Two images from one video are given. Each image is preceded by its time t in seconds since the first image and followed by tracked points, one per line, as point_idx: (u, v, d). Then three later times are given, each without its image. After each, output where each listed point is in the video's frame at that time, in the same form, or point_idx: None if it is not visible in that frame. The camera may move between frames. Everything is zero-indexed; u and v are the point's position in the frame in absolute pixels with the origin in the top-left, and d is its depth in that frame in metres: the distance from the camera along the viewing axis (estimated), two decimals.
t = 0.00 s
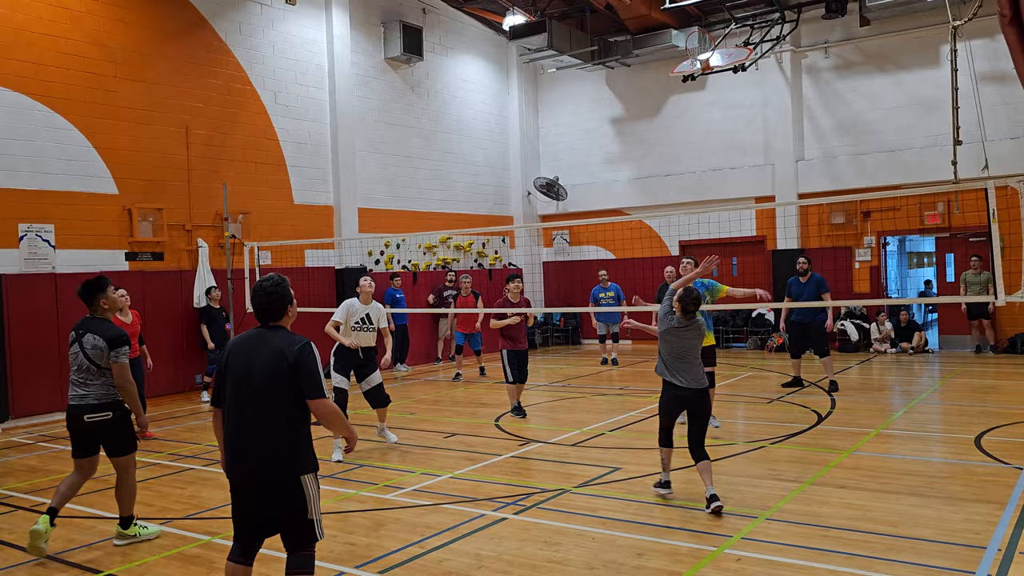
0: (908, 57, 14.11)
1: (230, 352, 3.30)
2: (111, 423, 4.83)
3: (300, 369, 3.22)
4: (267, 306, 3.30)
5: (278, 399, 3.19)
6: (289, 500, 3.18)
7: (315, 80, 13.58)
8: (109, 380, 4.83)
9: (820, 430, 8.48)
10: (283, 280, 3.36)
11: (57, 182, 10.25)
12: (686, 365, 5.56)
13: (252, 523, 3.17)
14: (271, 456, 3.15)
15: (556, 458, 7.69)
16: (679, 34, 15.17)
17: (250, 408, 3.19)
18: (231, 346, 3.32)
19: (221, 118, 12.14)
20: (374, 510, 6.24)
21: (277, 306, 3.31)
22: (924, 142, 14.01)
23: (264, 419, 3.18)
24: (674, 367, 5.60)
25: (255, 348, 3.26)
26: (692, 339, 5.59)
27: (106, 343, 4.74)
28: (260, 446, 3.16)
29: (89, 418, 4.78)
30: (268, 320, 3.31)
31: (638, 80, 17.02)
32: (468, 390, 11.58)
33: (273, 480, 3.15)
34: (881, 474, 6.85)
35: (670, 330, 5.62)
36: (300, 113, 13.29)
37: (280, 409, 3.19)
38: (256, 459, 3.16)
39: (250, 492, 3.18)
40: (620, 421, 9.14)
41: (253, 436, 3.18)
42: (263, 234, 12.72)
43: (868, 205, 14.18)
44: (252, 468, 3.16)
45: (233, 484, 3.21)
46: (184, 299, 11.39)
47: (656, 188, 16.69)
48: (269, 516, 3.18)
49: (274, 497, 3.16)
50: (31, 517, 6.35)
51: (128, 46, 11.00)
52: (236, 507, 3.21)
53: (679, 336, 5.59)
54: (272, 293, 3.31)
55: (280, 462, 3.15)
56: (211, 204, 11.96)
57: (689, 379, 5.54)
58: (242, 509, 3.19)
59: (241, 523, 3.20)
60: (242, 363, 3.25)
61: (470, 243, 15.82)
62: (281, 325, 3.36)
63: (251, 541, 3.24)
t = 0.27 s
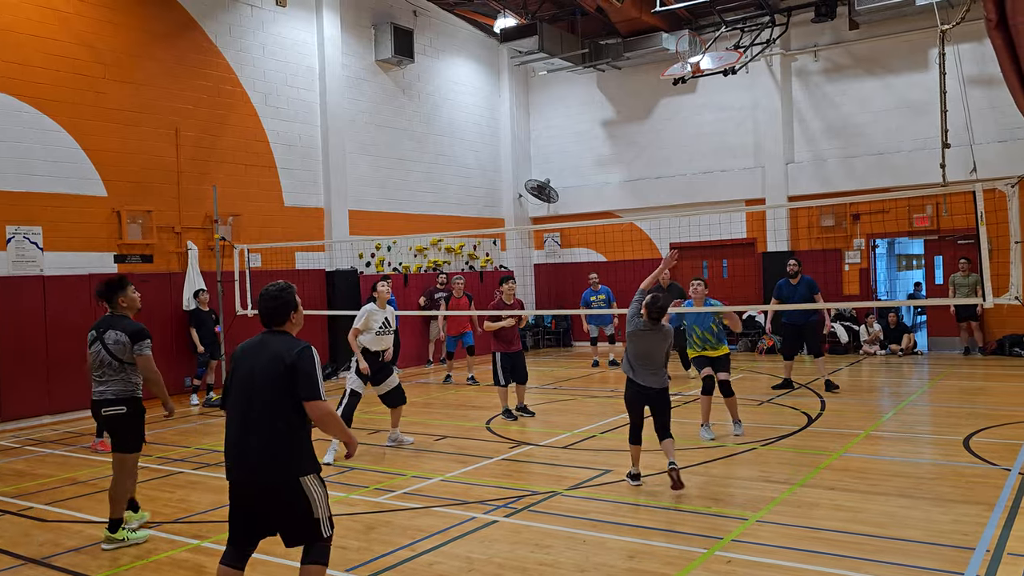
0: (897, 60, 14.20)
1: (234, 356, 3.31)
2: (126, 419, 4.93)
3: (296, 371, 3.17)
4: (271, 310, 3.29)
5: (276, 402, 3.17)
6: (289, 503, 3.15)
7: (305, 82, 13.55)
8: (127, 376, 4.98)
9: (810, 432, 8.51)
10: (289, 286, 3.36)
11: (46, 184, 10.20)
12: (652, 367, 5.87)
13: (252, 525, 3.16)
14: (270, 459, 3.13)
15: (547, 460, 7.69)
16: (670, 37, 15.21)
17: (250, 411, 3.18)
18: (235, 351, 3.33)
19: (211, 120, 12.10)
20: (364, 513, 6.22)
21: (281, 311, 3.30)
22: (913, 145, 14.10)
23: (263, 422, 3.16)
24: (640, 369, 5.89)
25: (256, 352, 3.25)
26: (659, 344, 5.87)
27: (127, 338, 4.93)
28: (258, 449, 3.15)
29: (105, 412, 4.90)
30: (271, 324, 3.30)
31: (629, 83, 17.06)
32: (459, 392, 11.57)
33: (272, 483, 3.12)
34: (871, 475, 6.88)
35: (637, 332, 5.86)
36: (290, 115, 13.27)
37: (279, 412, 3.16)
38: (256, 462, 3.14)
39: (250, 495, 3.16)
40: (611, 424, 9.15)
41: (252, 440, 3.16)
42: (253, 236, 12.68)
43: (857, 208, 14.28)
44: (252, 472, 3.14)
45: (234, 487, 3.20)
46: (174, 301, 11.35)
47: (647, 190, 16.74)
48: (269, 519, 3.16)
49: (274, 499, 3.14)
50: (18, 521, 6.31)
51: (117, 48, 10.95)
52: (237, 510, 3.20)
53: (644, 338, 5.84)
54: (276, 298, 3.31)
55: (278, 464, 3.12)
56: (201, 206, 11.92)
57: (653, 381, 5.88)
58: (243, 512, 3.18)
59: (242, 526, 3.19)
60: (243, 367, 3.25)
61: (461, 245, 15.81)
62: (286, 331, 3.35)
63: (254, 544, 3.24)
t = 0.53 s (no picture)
0: (889, 61, 14.25)
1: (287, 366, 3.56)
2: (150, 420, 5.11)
3: (339, 383, 3.38)
4: (326, 322, 3.54)
5: (320, 410, 3.38)
6: (335, 502, 3.41)
7: (299, 83, 13.53)
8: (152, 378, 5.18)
9: (803, 432, 8.53)
10: (344, 300, 3.60)
11: (37, 184, 10.15)
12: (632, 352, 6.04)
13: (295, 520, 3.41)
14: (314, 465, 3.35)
15: (542, 461, 7.69)
16: (663, 38, 15.23)
17: (296, 416, 3.40)
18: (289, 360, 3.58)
19: (204, 120, 12.07)
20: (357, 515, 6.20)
21: (333, 323, 3.53)
22: (905, 146, 14.15)
23: (307, 429, 3.38)
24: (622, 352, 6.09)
25: (305, 363, 3.49)
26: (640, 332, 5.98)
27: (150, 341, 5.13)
28: (303, 454, 3.36)
29: (131, 414, 5.09)
30: (324, 335, 3.55)
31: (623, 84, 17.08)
32: (454, 393, 11.56)
33: (316, 485, 3.36)
34: (864, 475, 6.89)
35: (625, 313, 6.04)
36: (284, 115, 13.24)
37: (323, 421, 3.37)
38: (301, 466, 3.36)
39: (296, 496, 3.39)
40: (604, 424, 9.16)
41: (297, 444, 3.38)
42: (246, 237, 12.64)
43: (850, 208, 14.32)
44: (296, 474, 3.37)
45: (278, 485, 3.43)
46: (167, 303, 11.25)
47: (641, 191, 16.76)
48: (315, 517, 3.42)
49: (320, 499, 3.39)
50: (9, 524, 6.27)
51: (109, 48, 10.91)
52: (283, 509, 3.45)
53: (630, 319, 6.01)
54: (331, 311, 3.55)
55: (322, 469, 3.34)
56: (194, 206, 11.88)
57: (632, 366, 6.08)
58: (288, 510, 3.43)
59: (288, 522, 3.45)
60: (293, 376, 3.48)
61: (454, 246, 15.79)
62: (338, 343, 3.59)
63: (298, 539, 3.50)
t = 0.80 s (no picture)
0: (882, 59, 14.29)
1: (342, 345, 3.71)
2: (171, 408, 5.42)
3: (393, 363, 3.53)
4: (378, 303, 3.65)
5: (374, 389, 3.54)
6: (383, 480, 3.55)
7: (293, 82, 13.50)
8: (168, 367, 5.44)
9: (798, 430, 8.54)
10: (396, 279, 3.70)
11: (29, 184, 10.11)
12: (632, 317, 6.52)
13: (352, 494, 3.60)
14: (367, 442, 3.52)
15: (537, 460, 7.69)
16: (657, 37, 15.23)
17: (351, 395, 3.57)
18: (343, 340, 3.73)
19: (198, 119, 12.04)
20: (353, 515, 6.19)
21: (386, 304, 3.65)
22: (899, 144, 14.19)
23: (362, 407, 3.55)
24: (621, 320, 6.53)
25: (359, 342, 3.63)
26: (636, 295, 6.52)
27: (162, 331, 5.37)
28: (357, 430, 3.54)
29: (151, 403, 5.39)
30: (378, 315, 3.66)
31: (617, 82, 17.09)
32: (449, 392, 11.55)
33: (368, 461, 3.52)
34: (859, 473, 6.91)
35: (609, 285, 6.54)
36: (277, 114, 13.22)
37: (378, 399, 3.54)
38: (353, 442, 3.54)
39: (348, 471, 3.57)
40: (600, 423, 9.16)
41: (351, 421, 3.55)
42: (240, 237, 12.62)
43: (844, 206, 14.33)
44: (350, 449, 3.55)
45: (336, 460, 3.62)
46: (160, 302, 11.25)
47: (635, 190, 16.78)
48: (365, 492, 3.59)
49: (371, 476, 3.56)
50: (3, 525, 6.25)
51: (102, 47, 10.87)
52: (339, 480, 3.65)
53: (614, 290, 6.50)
54: (386, 291, 3.65)
55: (373, 447, 3.51)
56: (188, 206, 11.85)
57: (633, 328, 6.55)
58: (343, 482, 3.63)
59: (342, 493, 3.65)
60: (348, 354, 3.63)
61: (449, 245, 15.78)
62: (392, 322, 3.70)
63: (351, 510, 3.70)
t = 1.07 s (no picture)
0: (874, 56, 14.31)
1: (371, 344, 4.03)
2: (191, 407, 5.55)
3: (420, 355, 3.83)
4: (398, 301, 3.96)
5: (406, 382, 3.84)
6: (423, 467, 3.86)
7: (285, 80, 13.47)
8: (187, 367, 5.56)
9: (791, 427, 8.56)
10: (413, 277, 4.00)
11: (20, 183, 10.06)
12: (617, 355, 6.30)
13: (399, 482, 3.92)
14: (404, 432, 3.83)
15: (530, 458, 7.69)
16: (650, 34, 15.24)
17: (386, 390, 3.88)
18: (371, 340, 4.04)
19: (190, 118, 12.00)
20: (347, 514, 6.19)
21: (405, 301, 3.95)
22: (891, 141, 14.22)
23: (397, 401, 3.86)
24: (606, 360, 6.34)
25: (386, 340, 3.94)
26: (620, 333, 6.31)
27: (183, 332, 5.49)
28: (393, 422, 3.85)
29: (171, 402, 5.49)
30: (400, 312, 3.98)
31: (610, 80, 17.08)
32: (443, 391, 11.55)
33: (407, 450, 3.83)
34: (852, 469, 6.93)
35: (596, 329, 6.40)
36: (270, 113, 13.19)
37: (410, 391, 3.84)
38: (392, 434, 3.85)
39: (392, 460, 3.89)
40: (593, 421, 9.17)
41: (388, 414, 3.87)
42: (233, 235, 12.58)
43: (837, 203, 14.32)
44: (391, 440, 3.86)
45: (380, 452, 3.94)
46: (153, 301, 11.25)
47: (629, 188, 16.78)
48: (409, 479, 3.90)
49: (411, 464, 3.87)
50: None
51: (93, 45, 10.83)
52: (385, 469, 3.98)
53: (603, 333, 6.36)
54: (404, 288, 3.96)
55: (411, 436, 3.82)
56: (180, 205, 11.82)
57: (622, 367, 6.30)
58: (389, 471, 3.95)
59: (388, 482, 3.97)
60: (377, 353, 3.95)
61: (443, 243, 15.76)
62: (413, 317, 4.02)
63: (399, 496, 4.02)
